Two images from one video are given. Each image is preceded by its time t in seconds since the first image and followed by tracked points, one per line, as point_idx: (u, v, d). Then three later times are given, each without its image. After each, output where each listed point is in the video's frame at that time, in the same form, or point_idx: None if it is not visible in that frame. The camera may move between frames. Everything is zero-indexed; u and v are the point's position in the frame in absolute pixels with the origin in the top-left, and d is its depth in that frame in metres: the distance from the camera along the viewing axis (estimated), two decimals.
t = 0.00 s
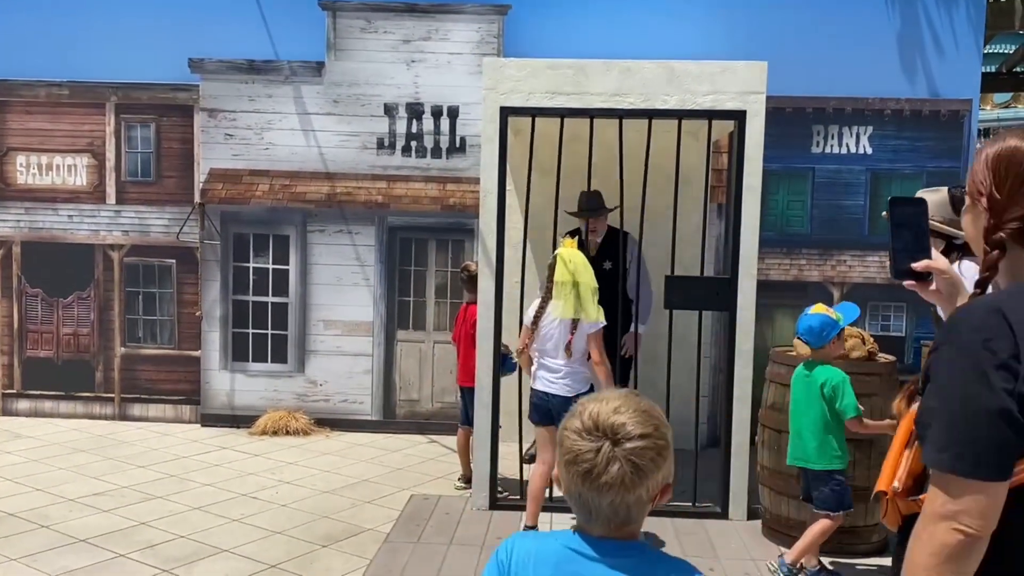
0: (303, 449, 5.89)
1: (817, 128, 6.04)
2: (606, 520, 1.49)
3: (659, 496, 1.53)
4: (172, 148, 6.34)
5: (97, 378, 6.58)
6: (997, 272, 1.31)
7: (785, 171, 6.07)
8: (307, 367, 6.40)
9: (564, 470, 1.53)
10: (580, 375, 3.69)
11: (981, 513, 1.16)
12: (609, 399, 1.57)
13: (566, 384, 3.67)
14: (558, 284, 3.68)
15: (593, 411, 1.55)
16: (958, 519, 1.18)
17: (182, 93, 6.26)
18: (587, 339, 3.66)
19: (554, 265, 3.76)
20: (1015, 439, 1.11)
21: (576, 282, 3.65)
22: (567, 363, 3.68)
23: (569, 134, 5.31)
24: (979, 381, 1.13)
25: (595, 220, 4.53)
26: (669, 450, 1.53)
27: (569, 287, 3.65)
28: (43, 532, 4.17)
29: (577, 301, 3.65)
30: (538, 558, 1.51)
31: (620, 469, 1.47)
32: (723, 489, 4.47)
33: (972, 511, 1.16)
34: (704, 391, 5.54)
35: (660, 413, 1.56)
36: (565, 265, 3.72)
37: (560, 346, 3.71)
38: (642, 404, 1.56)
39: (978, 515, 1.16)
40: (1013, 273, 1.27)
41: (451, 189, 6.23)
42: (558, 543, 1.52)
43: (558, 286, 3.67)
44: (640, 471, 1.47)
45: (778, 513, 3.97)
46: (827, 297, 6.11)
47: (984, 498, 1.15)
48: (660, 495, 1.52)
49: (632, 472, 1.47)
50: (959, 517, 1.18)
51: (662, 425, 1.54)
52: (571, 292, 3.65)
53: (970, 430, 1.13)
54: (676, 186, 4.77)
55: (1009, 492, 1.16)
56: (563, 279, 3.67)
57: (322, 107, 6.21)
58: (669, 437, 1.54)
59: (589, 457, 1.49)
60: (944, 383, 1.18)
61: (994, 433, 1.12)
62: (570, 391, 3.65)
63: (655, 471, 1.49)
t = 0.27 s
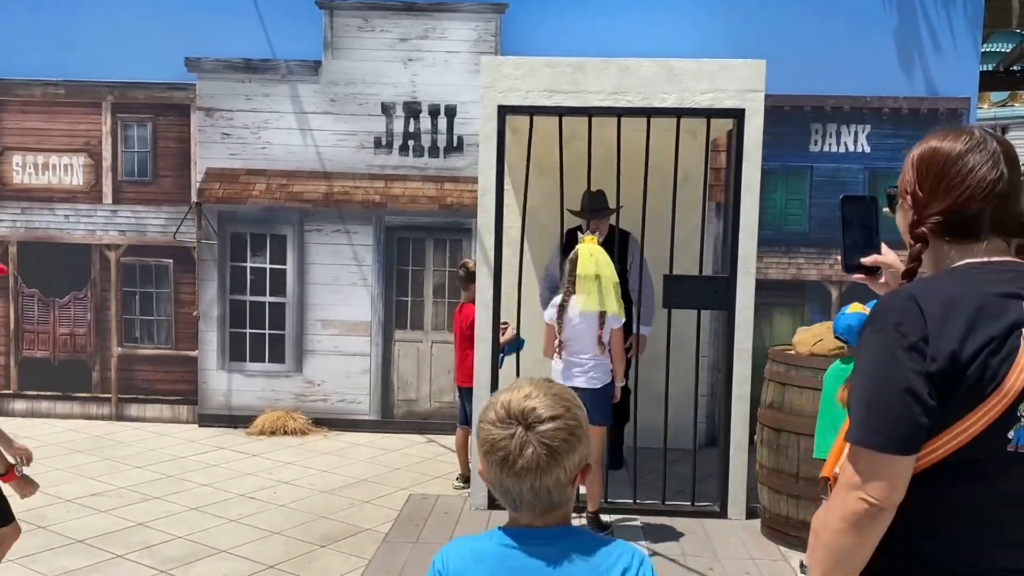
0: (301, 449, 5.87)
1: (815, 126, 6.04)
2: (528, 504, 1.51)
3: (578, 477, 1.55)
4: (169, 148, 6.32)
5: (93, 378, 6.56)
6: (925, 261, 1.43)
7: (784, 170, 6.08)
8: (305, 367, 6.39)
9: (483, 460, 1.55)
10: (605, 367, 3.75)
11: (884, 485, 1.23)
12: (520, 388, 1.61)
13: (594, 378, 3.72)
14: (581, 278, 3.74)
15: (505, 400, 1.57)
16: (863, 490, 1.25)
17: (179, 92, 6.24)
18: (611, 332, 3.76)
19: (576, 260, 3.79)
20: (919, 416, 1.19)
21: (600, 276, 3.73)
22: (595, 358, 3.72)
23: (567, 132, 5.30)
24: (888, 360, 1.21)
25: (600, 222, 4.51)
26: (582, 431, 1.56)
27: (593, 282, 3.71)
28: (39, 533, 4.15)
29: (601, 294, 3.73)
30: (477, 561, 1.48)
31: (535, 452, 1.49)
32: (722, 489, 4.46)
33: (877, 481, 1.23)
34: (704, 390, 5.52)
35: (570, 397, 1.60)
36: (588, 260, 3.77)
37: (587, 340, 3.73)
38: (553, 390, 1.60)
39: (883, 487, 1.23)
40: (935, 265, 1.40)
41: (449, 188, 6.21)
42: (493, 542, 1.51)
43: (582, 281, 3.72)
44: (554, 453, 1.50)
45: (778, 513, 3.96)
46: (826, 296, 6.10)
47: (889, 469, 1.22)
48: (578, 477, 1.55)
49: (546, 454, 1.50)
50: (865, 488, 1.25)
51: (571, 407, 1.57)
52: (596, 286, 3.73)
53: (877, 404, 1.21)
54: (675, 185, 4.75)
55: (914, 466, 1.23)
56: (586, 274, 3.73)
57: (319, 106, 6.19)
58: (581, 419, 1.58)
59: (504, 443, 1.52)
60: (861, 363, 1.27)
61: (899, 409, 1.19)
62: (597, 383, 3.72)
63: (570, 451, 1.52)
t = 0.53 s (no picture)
0: (296, 450, 5.86)
1: (810, 125, 6.05)
2: (490, 499, 1.51)
3: (537, 468, 1.55)
4: (163, 148, 6.30)
5: (88, 379, 6.54)
6: (873, 257, 1.65)
7: (779, 169, 6.12)
8: (300, 368, 6.37)
9: (442, 462, 1.54)
10: (607, 362, 3.77)
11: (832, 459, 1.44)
12: (472, 386, 1.60)
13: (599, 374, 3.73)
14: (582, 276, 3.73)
15: (458, 399, 1.57)
16: (815, 464, 1.47)
17: (174, 92, 6.22)
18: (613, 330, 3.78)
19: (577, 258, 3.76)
20: (857, 397, 1.40)
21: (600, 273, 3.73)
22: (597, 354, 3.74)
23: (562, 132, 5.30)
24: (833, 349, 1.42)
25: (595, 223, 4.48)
26: (537, 422, 1.56)
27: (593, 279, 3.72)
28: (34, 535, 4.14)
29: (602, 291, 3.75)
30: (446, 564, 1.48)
31: (491, 448, 1.49)
32: (718, 488, 4.46)
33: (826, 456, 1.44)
34: (700, 389, 5.52)
35: (522, 391, 1.60)
36: (588, 258, 3.77)
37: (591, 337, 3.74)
38: (505, 384, 1.60)
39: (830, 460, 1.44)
40: (881, 261, 1.61)
41: (444, 188, 6.21)
42: (460, 546, 1.51)
43: (582, 279, 3.73)
44: (510, 447, 1.50)
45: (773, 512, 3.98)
46: (821, 295, 6.12)
47: (833, 446, 1.44)
48: (538, 469, 1.55)
49: (503, 448, 1.49)
50: (814, 463, 1.47)
51: (524, 400, 1.57)
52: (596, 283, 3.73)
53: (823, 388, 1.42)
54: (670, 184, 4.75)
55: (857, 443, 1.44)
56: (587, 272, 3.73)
57: (314, 106, 6.18)
58: (535, 411, 1.58)
59: (460, 441, 1.51)
60: (813, 351, 1.48)
61: (841, 391, 1.40)
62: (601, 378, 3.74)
63: (527, 443, 1.52)
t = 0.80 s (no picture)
0: (289, 452, 5.85)
1: (801, 126, 6.07)
2: (466, 504, 1.52)
3: (512, 469, 1.56)
4: (154, 150, 6.28)
5: (79, 382, 6.51)
6: (832, 255, 1.80)
7: (771, 170, 6.12)
8: (293, 370, 6.36)
9: (414, 469, 1.55)
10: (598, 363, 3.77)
11: (791, 440, 1.59)
12: (442, 391, 1.61)
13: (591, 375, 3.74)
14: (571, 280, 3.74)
15: (429, 405, 1.58)
16: (776, 446, 1.61)
17: (164, 94, 6.20)
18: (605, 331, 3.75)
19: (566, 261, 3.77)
20: (814, 383, 1.55)
21: (590, 276, 3.73)
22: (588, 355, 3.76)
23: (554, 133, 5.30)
24: (793, 340, 1.58)
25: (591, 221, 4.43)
26: (508, 424, 1.57)
27: (584, 282, 3.73)
28: (24, 540, 4.12)
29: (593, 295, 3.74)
30: None
31: (462, 453, 1.50)
32: (711, 488, 4.47)
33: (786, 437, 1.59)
34: (693, 390, 5.52)
35: (492, 394, 1.61)
36: (577, 261, 3.77)
37: (582, 338, 3.74)
38: (475, 388, 1.61)
39: (789, 440, 1.59)
40: (840, 259, 1.77)
41: (436, 189, 6.21)
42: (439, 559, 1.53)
43: (573, 283, 3.73)
44: (482, 449, 1.51)
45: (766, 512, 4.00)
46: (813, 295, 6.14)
47: (793, 428, 1.58)
48: (511, 471, 1.56)
49: (475, 452, 1.50)
50: (775, 445, 1.62)
51: (494, 403, 1.58)
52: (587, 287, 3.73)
53: (784, 374, 1.57)
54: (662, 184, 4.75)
55: (814, 426, 1.59)
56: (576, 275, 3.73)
57: (305, 108, 6.16)
58: (506, 413, 1.59)
59: (430, 447, 1.52)
60: (775, 342, 1.64)
61: (800, 377, 1.56)
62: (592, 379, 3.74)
63: (498, 446, 1.53)
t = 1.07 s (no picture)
0: (277, 456, 5.84)
1: (787, 129, 6.10)
2: (444, 513, 1.52)
3: (490, 477, 1.57)
4: (141, 154, 6.26)
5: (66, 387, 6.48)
6: (796, 255, 2.01)
7: (757, 172, 6.15)
8: (280, 374, 6.34)
9: (391, 477, 1.55)
10: (581, 366, 3.78)
11: (755, 425, 1.77)
12: (421, 397, 1.61)
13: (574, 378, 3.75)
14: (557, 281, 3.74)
15: (405, 412, 1.58)
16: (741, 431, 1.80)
17: (151, 98, 6.19)
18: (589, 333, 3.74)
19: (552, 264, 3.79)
20: (776, 373, 1.75)
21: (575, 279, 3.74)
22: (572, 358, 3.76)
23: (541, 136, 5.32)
24: (758, 335, 1.78)
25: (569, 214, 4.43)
26: (487, 431, 1.58)
27: (568, 285, 3.74)
28: (8, 546, 4.09)
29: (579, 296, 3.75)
30: None
31: (440, 461, 1.50)
32: (698, 491, 4.47)
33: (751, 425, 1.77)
34: (680, 393, 5.52)
35: (469, 400, 1.61)
36: (563, 263, 3.78)
37: (566, 341, 3.76)
38: (454, 394, 1.61)
39: (753, 426, 1.78)
40: (803, 257, 1.98)
41: (424, 192, 6.21)
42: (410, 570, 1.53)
43: (558, 285, 3.74)
44: (460, 457, 1.51)
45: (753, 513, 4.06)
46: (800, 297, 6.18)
47: (757, 415, 1.77)
48: (489, 478, 1.56)
49: (453, 460, 1.50)
50: (740, 431, 1.80)
51: (472, 409, 1.58)
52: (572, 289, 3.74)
53: (749, 366, 1.77)
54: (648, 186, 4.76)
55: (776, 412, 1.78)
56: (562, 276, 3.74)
57: (292, 111, 6.16)
58: (484, 419, 1.59)
59: (408, 455, 1.52)
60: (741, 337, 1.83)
61: (764, 368, 1.75)
62: (575, 381, 3.75)
63: (478, 454, 1.53)
